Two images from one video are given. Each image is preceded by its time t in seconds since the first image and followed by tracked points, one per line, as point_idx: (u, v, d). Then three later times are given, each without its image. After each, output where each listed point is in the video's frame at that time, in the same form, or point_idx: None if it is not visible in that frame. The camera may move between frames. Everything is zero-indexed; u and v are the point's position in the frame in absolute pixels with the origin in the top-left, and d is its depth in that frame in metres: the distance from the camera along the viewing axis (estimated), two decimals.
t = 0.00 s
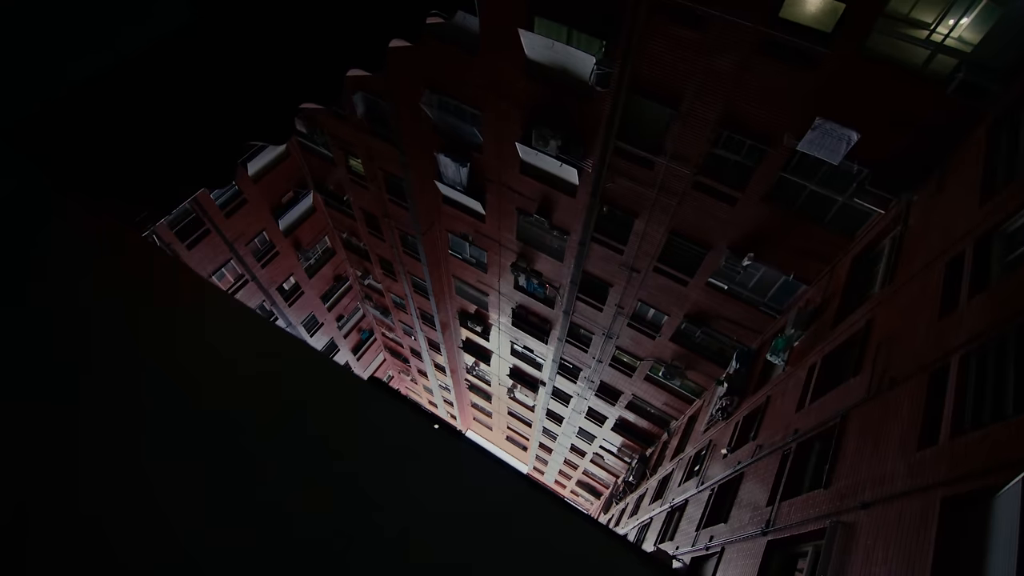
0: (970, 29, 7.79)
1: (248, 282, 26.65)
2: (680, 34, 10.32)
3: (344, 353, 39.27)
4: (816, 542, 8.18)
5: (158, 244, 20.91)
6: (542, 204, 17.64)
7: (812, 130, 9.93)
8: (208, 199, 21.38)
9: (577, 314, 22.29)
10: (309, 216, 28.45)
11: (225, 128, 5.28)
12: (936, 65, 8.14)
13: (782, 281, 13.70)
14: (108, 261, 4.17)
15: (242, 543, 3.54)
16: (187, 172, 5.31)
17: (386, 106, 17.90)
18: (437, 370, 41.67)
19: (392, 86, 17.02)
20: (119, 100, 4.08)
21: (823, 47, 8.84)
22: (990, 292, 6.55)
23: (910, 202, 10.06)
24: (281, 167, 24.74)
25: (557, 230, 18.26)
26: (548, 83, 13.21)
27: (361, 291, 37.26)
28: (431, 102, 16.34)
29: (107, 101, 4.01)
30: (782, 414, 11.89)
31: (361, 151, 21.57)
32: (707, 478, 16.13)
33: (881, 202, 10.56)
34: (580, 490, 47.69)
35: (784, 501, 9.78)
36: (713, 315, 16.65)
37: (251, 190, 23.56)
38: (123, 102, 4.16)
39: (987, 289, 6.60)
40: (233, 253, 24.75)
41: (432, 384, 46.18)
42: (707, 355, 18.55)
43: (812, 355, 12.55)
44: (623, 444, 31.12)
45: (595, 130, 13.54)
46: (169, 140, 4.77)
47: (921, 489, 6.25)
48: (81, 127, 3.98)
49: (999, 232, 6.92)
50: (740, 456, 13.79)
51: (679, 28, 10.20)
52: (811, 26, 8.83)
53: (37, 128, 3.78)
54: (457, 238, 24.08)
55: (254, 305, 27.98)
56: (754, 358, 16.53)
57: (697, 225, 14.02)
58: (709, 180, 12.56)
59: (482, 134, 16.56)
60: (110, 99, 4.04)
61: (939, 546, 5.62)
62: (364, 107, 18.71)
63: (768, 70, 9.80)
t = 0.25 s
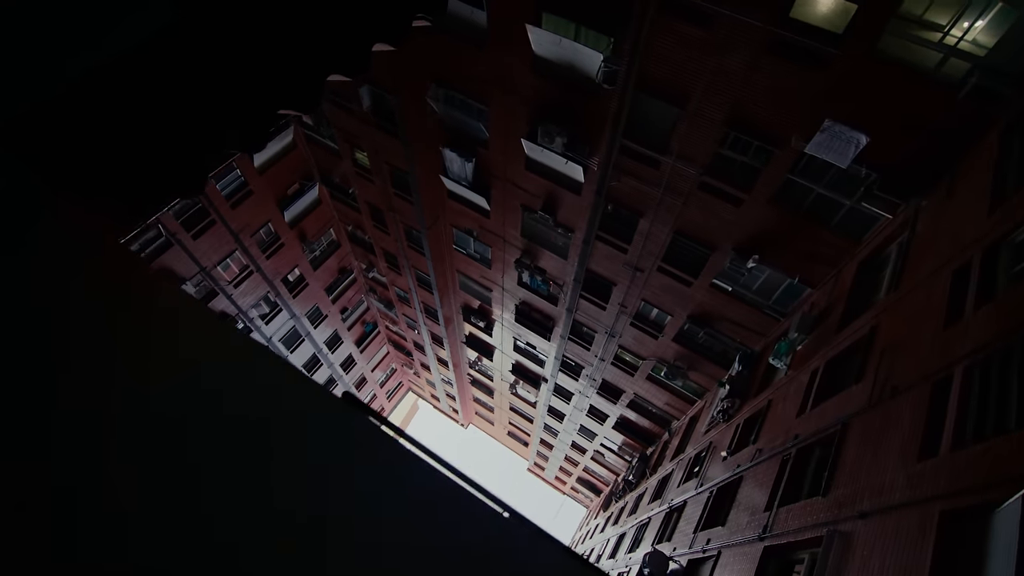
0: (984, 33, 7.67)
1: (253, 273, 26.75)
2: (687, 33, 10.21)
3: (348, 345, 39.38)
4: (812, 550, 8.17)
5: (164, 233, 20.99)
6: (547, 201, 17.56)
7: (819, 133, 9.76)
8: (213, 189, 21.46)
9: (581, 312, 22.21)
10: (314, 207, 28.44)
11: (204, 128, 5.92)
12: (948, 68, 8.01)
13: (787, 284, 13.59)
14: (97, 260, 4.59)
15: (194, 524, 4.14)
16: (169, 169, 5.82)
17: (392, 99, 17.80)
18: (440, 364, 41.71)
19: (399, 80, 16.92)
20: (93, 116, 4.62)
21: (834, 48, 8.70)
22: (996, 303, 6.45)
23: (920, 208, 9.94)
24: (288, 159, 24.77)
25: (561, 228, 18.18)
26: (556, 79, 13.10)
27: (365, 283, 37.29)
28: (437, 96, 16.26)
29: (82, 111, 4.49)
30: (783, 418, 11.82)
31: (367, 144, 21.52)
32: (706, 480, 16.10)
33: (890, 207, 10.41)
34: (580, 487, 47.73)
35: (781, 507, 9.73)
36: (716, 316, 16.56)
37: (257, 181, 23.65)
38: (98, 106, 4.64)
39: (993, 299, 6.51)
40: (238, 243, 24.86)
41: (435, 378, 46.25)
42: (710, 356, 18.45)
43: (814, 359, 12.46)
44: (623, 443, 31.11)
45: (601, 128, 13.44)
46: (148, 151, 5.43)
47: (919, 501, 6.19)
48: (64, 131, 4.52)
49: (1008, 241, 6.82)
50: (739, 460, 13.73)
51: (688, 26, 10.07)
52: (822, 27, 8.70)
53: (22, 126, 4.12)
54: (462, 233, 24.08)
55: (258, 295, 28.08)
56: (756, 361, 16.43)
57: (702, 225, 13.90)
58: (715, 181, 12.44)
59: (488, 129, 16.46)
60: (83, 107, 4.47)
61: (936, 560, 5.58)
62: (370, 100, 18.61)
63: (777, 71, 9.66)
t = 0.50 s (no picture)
0: (999, 37, 7.50)
1: (257, 264, 26.82)
2: (696, 32, 10.09)
3: (351, 338, 39.49)
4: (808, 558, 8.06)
5: (169, 223, 21.07)
6: (551, 198, 17.47)
7: (828, 135, 9.59)
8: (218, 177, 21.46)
9: (583, 310, 22.14)
10: (320, 199, 28.43)
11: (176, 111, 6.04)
12: (961, 73, 7.87)
13: (791, 287, 13.47)
14: (76, 266, 4.89)
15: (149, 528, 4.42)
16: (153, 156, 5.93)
17: (399, 93, 17.72)
18: (442, 358, 41.78)
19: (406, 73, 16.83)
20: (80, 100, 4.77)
21: (844, 51, 8.57)
22: (1001, 314, 6.36)
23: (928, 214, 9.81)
24: (294, 150, 24.77)
25: (566, 225, 18.09)
26: (562, 76, 13.00)
27: (369, 277, 37.32)
28: (444, 90, 16.18)
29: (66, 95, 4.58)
30: (783, 423, 11.75)
31: (373, 137, 21.46)
32: (704, 483, 16.04)
33: (897, 212, 10.27)
34: (580, 484, 47.77)
35: (777, 513, 9.67)
36: (719, 318, 16.46)
37: (263, 172, 23.66)
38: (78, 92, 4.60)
39: (999, 310, 6.42)
40: (243, 234, 24.93)
41: (438, 372, 46.34)
42: (712, 357, 18.36)
43: (816, 365, 12.35)
44: (624, 441, 31.08)
45: (607, 126, 13.34)
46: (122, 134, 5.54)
47: (916, 515, 6.12)
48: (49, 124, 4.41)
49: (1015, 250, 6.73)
50: (738, 464, 13.67)
51: (696, 25, 9.96)
52: (832, 29, 8.58)
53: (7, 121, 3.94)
54: (467, 228, 24.08)
55: (262, 286, 28.17)
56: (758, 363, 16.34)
57: (706, 226, 13.80)
58: (720, 182, 12.33)
59: (494, 125, 16.37)
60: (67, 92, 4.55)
61: None
62: (376, 93, 18.53)
63: (787, 72, 9.52)
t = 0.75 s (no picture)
0: (1015, 42, 7.36)
1: (262, 255, 26.89)
2: (705, 31, 9.97)
3: (355, 331, 39.59)
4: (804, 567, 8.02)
5: (175, 212, 21.16)
6: (557, 196, 17.38)
7: (836, 139, 9.43)
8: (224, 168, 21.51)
9: (587, 309, 22.07)
10: (326, 192, 28.42)
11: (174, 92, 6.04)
12: (975, 78, 7.72)
13: (796, 291, 13.34)
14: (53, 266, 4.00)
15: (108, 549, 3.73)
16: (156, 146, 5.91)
17: (405, 87, 17.66)
18: (445, 353, 41.82)
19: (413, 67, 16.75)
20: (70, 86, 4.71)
21: (855, 53, 8.43)
22: (1007, 325, 6.26)
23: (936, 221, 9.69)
24: (301, 142, 24.75)
25: (570, 223, 18.00)
26: (570, 73, 12.89)
27: (374, 270, 37.34)
28: (451, 85, 16.10)
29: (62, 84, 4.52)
30: (784, 428, 11.66)
31: (379, 131, 21.42)
32: (702, 486, 15.99)
33: (905, 218, 10.13)
34: (580, 481, 47.80)
35: (775, 520, 9.61)
36: (723, 320, 16.34)
37: (270, 163, 23.68)
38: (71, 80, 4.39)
39: (1005, 321, 6.32)
40: (248, 225, 25.00)
41: (441, 367, 46.41)
42: (714, 359, 18.25)
43: (819, 370, 12.24)
44: (625, 441, 31.05)
45: (614, 125, 13.23)
46: (113, 122, 5.55)
47: (914, 528, 6.06)
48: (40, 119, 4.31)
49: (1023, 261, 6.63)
50: (737, 468, 13.61)
51: (706, 24, 9.83)
52: (843, 29, 8.40)
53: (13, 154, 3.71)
54: (472, 224, 24.03)
55: (267, 278, 28.27)
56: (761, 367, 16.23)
57: (712, 228, 13.68)
58: (727, 184, 12.19)
59: (500, 121, 16.27)
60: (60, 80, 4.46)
61: None
62: (383, 87, 18.47)
63: (796, 73, 9.39)
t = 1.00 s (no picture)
0: None
1: (269, 246, 27.00)
2: (717, 31, 9.83)
3: (360, 323, 39.78)
4: None
5: (183, 202, 21.28)
6: (564, 193, 17.29)
7: (847, 143, 9.39)
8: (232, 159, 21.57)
9: (591, 307, 22.01)
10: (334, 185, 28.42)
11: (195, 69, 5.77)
12: (991, 83, 7.56)
13: (803, 295, 13.20)
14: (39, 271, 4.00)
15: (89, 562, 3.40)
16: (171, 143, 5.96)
17: (414, 81, 17.60)
18: (449, 348, 41.94)
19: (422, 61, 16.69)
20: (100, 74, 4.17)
21: (869, 56, 8.27)
22: (1015, 338, 6.15)
23: (947, 229, 9.43)
24: (310, 134, 24.79)
25: (577, 222, 17.91)
26: (579, 70, 12.79)
27: (380, 263, 37.41)
28: (459, 80, 16.03)
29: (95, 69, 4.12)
30: (786, 433, 11.58)
31: (387, 125, 21.39)
32: (702, 490, 15.94)
33: (915, 224, 9.96)
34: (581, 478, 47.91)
35: (773, 527, 9.56)
36: (728, 322, 16.23)
37: (278, 155, 23.71)
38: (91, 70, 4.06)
39: (1013, 334, 6.21)
40: (256, 216, 25.10)
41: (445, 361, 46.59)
42: (718, 362, 18.14)
43: (824, 376, 12.12)
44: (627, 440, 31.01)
45: (622, 123, 13.11)
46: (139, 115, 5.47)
47: (913, 542, 6.00)
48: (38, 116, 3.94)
49: None
50: (737, 472, 13.55)
51: (717, 23, 9.70)
52: (858, 31, 8.27)
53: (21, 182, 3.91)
54: (478, 220, 24.00)
55: (274, 269, 28.41)
56: (765, 370, 16.12)
57: (719, 229, 13.55)
58: (736, 185, 12.06)
59: (508, 117, 16.18)
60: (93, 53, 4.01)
61: None
62: (392, 81, 18.41)
63: (808, 75, 9.25)
